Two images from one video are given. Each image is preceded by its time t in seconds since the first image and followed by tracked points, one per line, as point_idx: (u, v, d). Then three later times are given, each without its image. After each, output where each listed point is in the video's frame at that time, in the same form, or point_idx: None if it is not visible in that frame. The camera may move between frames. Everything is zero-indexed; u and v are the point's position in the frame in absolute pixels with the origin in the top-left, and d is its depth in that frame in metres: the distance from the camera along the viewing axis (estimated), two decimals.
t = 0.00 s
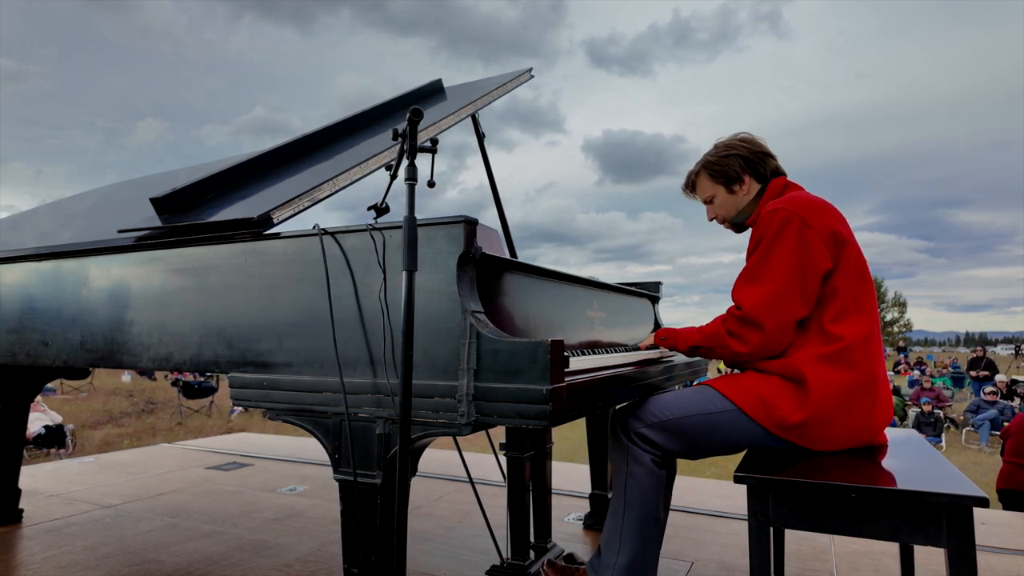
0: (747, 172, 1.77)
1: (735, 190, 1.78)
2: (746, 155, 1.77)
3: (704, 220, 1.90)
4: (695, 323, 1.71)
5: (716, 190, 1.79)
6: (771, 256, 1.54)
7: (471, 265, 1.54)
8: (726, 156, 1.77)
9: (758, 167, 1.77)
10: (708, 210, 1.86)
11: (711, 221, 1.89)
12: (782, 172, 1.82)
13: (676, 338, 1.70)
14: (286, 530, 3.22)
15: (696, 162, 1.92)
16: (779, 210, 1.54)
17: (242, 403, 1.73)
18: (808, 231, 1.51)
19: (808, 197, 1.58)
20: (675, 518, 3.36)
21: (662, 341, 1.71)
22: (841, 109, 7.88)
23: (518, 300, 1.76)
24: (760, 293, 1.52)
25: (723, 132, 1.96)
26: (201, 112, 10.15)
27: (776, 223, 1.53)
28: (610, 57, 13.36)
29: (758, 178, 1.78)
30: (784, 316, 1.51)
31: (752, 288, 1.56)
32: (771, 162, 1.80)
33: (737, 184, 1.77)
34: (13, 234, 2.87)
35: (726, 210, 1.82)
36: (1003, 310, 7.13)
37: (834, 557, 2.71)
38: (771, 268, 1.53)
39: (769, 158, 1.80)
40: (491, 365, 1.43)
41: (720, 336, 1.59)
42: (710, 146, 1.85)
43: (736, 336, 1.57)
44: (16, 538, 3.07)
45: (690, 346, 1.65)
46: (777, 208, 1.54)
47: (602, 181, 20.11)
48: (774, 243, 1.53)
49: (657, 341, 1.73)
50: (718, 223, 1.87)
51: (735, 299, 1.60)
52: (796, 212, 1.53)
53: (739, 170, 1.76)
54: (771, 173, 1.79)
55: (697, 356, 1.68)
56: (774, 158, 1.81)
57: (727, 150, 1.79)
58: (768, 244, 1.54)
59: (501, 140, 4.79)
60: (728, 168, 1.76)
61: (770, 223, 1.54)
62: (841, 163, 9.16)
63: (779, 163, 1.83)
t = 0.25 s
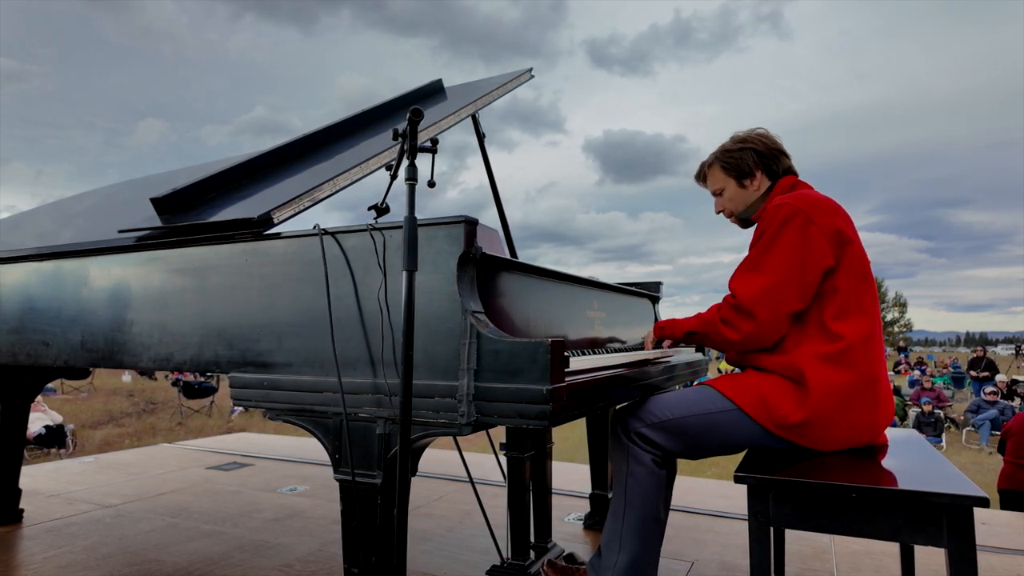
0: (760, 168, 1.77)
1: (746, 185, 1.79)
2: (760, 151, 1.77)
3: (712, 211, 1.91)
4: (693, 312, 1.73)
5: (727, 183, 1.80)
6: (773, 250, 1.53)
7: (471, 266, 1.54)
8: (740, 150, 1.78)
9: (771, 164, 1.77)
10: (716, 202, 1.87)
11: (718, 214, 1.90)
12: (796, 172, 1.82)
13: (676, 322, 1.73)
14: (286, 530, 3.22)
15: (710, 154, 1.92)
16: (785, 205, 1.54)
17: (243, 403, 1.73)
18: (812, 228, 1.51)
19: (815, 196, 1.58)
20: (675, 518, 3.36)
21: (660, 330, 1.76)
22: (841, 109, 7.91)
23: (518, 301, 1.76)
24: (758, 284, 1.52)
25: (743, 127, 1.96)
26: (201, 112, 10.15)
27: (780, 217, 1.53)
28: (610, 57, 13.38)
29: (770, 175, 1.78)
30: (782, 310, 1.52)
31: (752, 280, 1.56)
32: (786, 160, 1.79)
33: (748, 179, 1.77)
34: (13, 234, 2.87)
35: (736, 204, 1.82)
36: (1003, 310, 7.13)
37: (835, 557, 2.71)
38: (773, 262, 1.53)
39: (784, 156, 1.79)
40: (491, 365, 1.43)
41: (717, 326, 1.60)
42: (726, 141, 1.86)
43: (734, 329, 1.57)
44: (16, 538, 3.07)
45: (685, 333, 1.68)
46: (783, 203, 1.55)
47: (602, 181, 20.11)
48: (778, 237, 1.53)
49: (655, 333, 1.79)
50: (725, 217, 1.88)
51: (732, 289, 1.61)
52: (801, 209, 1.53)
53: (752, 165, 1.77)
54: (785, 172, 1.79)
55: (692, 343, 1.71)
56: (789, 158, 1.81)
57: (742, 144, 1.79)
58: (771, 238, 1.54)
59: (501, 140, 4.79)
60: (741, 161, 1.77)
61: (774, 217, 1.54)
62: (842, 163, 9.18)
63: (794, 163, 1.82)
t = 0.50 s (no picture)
0: (770, 169, 1.77)
1: (756, 185, 1.78)
2: (773, 152, 1.77)
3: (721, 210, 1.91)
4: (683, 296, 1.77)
5: (737, 181, 1.80)
6: (772, 246, 1.54)
7: (471, 266, 1.54)
8: (752, 150, 1.78)
9: (782, 165, 1.77)
10: (726, 201, 1.87)
11: (727, 213, 1.90)
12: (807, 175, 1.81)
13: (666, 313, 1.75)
14: (287, 530, 3.22)
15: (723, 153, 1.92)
16: (787, 203, 1.54)
17: (243, 403, 1.73)
18: (813, 226, 1.52)
19: (819, 195, 1.58)
20: (675, 518, 3.36)
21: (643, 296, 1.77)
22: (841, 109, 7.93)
23: (519, 300, 1.76)
24: (751, 277, 1.54)
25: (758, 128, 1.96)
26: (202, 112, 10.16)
27: (783, 214, 1.53)
28: (611, 57, 13.39)
29: (781, 176, 1.78)
30: (776, 306, 1.54)
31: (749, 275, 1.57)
32: (798, 163, 1.79)
33: (759, 178, 1.77)
34: (14, 234, 2.87)
35: (746, 203, 1.82)
36: (1003, 310, 7.13)
37: (835, 557, 2.71)
38: (771, 258, 1.54)
39: (797, 158, 1.79)
40: (492, 365, 1.44)
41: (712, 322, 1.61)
42: (740, 140, 1.86)
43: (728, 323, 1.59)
44: (16, 538, 3.07)
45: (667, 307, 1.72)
46: (788, 200, 1.55)
47: (603, 181, 20.11)
48: (778, 234, 1.53)
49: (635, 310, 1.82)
50: (733, 215, 1.88)
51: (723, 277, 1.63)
52: (804, 207, 1.53)
53: (763, 165, 1.76)
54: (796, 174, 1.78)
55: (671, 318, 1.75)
56: (802, 160, 1.80)
57: (755, 143, 1.79)
58: (771, 235, 1.54)
59: (501, 141, 4.80)
60: (753, 161, 1.77)
61: (776, 213, 1.55)
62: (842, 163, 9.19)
63: (807, 166, 1.82)
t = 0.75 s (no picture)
0: (782, 170, 1.78)
1: (767, 185, 1.79)
2: (785, 154, 1.78)
3: (732, 211, 1.91)
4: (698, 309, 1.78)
5: (749, 182, 1.81)
6: (783, 244, 1.55)
7: (471, 265, 1.54)
8: (764, 152, 1.79)
9: (794, 167, 1.77)
10: (737, 202, 1.87)
11: (738, 214, 1.90)
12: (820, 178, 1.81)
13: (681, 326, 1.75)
14: (287, 530, 3.22)
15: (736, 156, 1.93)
16: (799, 202, 1.55)
17: (243, 403, 1.73)
18: (824, 224, 1.53)
19: (831, 196, 1.59)
20: (676, 518, 3.36)
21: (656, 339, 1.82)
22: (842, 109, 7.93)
23: (519, 301, 1.76)
24: (766, 278, 1.55)
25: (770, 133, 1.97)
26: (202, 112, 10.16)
27: (795, 213, 1.55)
28: (611, 57, 13.39)
29: (793, 178, 1.78)
30: (784, 303, 1.55)
31: (760, 272, 1.58)
32: (810, 166, 1.79)
33: (770, 179, 1.78)
34: (14, 234, 2.87)
35: (756, 204, 1.83)
36: (1003, 310, 7.13)
37: (835, 557, 2.71)
38: (782, 256, 1.55)
39: (809, 162, 1.79)
40: (491, 365, 1.44)
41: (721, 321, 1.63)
42: (753, 143, 1.87)
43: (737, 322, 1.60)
44: (16, 538, 3.07)
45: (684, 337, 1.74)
46: (799, 200, 1.56)
47: (603, 181, 20.10)
48: (789, 232, 1.54)
49: (651, 338, 1.82)
50: (744, 216, 1.88)
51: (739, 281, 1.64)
52: (816, 206, 1.54)
53: (775, 166, 1.77)
54: (807, 177, 1.79)
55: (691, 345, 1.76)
56: (814, 164, 1.81)
57: (767, 146, 1.80)
58: (782, 233, 1.55)
59: (501, 141, 4.80)
60: (765, 161, 1.77)
61: (788, 213, 1.56)
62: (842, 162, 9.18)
63: (818, 171, 1.82)
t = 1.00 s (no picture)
0: (796, 171, 1.78)
1: (780, 185, 1.79)
2: (800, 155, 1.78)
3: (743, 211, 1.91)
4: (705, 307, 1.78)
5: (762, 181, 1.81)
6: (793, 242, 1.55)
7: (471, 265, 1.55)
8: (780, 152, 1.79)
9: (808, 169, 1.78)
10: (749, 201, 1.87)
11: (748, 214, 1.90)
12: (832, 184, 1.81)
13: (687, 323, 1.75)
14: (286, 530, 3.22)
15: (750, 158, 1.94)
16: (810, 200, 1.56)
17: (243, 403, 1.73)
18: (834, 223, 1.53)
19: (841, 196, 1.59)
20: (675, 518, 3.36)
21: (662, 342, 1.83)
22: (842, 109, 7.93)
23: (519, 300, 1.77)
24: (775, 274, 1.55)
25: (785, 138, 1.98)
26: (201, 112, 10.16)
27: (805, 211, 1.55)
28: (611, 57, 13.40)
29: (806, 180, 1.78)
30: (791, 299, 1.55)
31: (768, 269, 1.59)
32: (823, 171, 1.79)
33: (783, 179, 1.78)
34: (14, 234, 2.87)
35: (767, 204, 1.82)
36: (1003, 310, 7.13)
37: (835, 557, 2.71)
38: (790, 254, 1.56)
39: (823, 166, 1.79)
40: (491, 365, 1.44)
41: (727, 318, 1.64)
42: (768, 145, 1.88)
43: (743, 317, 1.61)
44: (16, 538, 3.07)
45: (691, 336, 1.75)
46: (810, 199, 1.57)
47: (602, 181, 20.11)
48: (799, 229, 1.55)
49: (657, 341, 1.85)
50: (755, 216, 1.88)
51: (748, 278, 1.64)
52: (826, 204, 1.54)
53: (789, 167, 1.77)
54: (821, 181, 1.79)
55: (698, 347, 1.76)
56: (827, 169, 1.81)
57: (783, 147, 1.81)
58: (792, 230, 1.55)
59: (501, 141, 4.80)
60: (779, 162, 1.78)
61: (799, 211, 1.56)
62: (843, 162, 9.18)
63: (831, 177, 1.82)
